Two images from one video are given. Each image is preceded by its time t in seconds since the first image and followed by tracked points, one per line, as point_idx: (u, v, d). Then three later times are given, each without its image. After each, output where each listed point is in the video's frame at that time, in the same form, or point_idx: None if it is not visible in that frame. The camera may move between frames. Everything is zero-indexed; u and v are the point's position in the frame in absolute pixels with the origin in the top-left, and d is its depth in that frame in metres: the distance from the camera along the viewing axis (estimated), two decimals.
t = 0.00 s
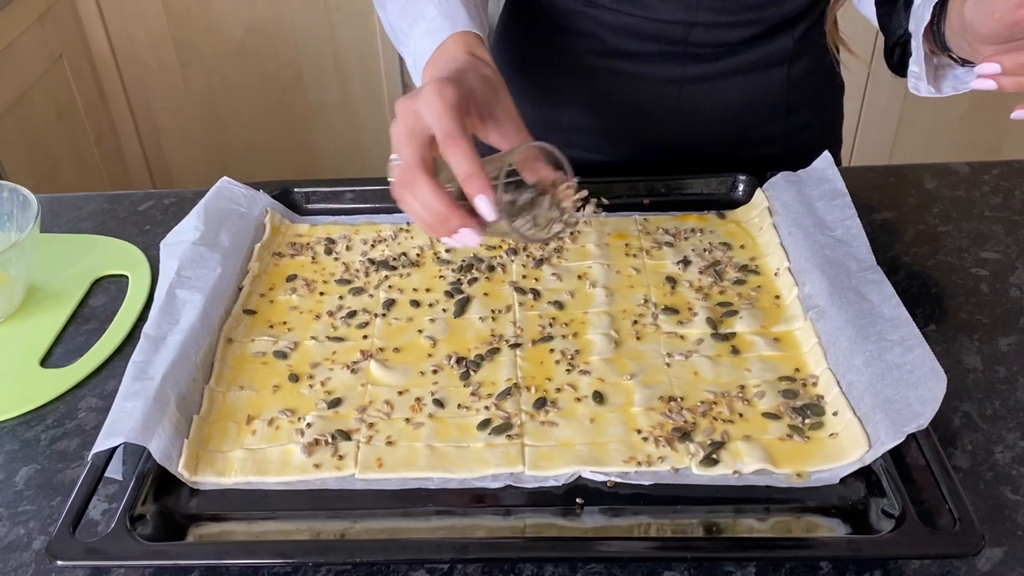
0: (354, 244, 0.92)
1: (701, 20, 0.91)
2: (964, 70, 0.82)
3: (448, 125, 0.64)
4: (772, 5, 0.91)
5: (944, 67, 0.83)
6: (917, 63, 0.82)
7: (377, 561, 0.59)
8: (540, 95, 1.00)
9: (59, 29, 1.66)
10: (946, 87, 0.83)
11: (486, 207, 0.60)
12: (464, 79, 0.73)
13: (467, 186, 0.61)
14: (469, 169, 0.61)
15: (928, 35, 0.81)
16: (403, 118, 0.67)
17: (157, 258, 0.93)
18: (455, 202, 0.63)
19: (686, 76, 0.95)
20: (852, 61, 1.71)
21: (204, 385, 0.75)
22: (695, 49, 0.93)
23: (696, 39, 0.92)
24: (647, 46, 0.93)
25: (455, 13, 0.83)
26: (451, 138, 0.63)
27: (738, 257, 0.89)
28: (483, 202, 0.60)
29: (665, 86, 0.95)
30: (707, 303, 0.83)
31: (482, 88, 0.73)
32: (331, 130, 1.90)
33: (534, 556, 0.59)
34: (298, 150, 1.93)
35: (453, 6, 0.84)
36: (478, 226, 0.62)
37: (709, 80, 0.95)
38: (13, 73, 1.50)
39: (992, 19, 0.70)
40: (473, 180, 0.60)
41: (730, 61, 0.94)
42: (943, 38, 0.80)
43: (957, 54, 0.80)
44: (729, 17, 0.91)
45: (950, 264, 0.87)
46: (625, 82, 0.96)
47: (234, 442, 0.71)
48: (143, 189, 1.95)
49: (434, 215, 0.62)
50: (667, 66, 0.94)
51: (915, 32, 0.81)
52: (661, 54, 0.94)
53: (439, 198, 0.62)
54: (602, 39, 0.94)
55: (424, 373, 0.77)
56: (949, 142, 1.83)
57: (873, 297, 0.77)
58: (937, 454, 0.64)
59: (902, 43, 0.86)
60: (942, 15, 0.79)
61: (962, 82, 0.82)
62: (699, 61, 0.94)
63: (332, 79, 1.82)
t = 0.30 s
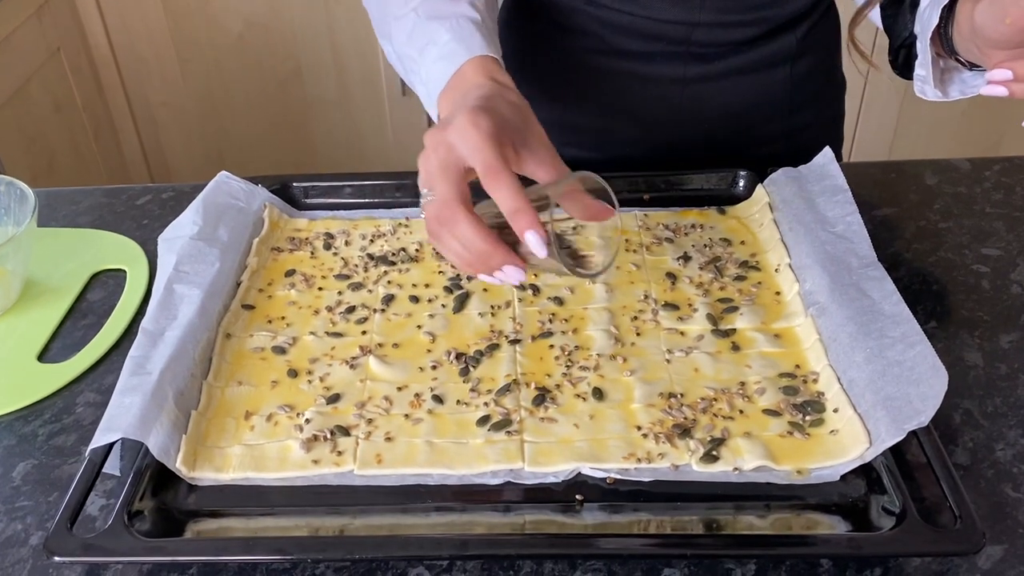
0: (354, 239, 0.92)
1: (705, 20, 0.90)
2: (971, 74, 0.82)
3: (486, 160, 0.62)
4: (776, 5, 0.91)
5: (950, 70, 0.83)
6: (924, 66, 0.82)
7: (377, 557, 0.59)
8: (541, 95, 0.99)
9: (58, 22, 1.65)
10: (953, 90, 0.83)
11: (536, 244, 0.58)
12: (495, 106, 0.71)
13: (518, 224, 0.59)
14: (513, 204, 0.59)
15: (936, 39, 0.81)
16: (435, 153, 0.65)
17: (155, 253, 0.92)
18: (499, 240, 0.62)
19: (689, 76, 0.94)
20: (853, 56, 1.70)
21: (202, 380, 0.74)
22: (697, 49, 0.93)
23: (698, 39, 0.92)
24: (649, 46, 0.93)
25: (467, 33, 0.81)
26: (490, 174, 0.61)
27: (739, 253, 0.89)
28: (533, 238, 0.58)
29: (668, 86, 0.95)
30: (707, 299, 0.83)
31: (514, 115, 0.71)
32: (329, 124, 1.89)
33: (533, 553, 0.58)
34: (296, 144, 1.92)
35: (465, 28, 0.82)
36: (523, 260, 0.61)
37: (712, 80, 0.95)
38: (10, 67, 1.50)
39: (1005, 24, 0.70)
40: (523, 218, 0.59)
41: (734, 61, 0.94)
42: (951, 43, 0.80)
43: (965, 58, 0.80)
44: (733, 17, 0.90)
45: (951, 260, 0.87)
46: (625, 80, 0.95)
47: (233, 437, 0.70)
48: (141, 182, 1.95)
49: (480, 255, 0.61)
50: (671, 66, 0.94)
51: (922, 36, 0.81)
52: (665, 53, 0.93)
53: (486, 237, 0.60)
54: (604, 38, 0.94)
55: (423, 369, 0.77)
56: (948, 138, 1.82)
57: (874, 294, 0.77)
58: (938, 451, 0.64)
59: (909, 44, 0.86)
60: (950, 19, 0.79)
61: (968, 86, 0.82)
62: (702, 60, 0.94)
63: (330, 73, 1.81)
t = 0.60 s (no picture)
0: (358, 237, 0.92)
1: (707, 24, 0.90)
2: (972, 79, 0.81)
3: (411, 181, 0.63)
4: (779, 7, 0.91)
5: (952, 75, 0.83)
6: (925, 71, 0.82)
7: (381, 554, 0.59)
8: (544, 99, 0.99)
9: (60, 18, 1.65)
10: (954, 96, 0.83)
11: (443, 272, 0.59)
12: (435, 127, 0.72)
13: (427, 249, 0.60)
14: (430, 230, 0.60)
15: (936, 44, 0.81)
16: (366, 168, 0.66)
17: (158, 251, 0.93)
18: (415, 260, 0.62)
19: (691, 81, 0.94)
20: (856, 55, 1.70)
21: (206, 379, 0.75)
22: (700, 53, 0.93)
23: (700, 44, 0.92)
24: (652, 50, 0.93)
25: (442, 54, 0.81)
26: (409, 195, 0.62)
27: (742, 253, 0.89)
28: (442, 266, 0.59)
29: (671, 90, 0.95)
30: (709, 298, 0.83)
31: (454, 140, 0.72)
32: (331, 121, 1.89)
33: (537, 552, 0.59)
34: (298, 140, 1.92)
35: (440, 47, 0.82)
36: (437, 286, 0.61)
37: (714, 84, 0.95)
38: (13, 63, 1.50)
39: (1008, 36, 0.72)
40: (432, 243, 0.60)
41: (735, 65, 0.93)
42: (953, 49, 0.80)
43: (966, 64, 0.80)
44: (733, 22, 0.90)
45: (953, 260, 0.87)
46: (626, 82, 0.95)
47: (237, 435, 0.71)
48: (144, 179, 1.95)
49: (392, 274, 0.61)
50: (673, 72, 0.94)
51: (924, 41, 0.81)
52: (667, 58, 0.93)
53: (396, 257, 0.61)
54: (606, 43, 0.94)
55: (426, 367, 0.77)
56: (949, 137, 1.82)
57: (877, 295, 0.77)
58: (942, 451, 0.64)
59: (910, 48, 0.87)
60: (952, 26, 0.79)
61: (970, 92, 0.82)
62: (704, 65, 0.94)
63: (332, 70, 1.81)
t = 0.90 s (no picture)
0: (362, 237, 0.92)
1: (704, 29, 0.91)
2: (962, 85, 0.82)
3: (271, 162, 0.63)
4: (778, 10, 0.91)
5: (944, 81, 0.82)
6: (917, 78, 0.82)
7: (385, 554, 0.59)
8: (550, 100, 0.99)
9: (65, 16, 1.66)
10: (945, 102, 0.83)
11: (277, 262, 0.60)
12: (331, 112, 0.72)
13: (265, 231, 0.60)
14: (273, 214, 0.60)
15: (927, 49, 0.81)
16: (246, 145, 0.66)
17: (163, 250, 0.93)
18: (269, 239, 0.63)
19: (689, 83, 0.94)
20: (860, 57, 1.70)
21: (210, 378, 0.75)
22: (698, 57, 0.93)
23: (699, 47, 0.92)
24: (650, 54, 0.93)
25: (382, 47, 0.82)
26: (264, 174, 0.62)
27: (745, 254, 0.89)
28: (275, 251, 0.60)
29: (669, 93, 0.95)
30: (713, 299, 0.84)
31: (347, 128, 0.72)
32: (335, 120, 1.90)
33: (540, 552, 0.59)
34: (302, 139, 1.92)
35: (381, 44, 0.82)
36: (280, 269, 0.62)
37: (715, 87, 0.95)
38: (17, 61, 1.50)
39: (989, 43, 0.71)
40: (272, 227, 0.60)
41: (735, 68, 0.94)
42: (941, 53, 0.80)
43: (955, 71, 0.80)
44: (732, 26, 0.91)
45: (956, 262, 0.87)
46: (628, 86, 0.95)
47: (242, 434, 0.71)
48: (148, 177, 1.95)
49: (243, 248, 0.62)
50: (671, 74, 0.94)
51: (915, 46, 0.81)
52: (664, 61, 0.93)
53: (244, 235, 0.61)
54: (604, 45, 0.94)
55: (430, 367, 0.77)
56: (953, 138, 1.82)
57: (880, 296, 0.77)
58: (944, 453, 0.64)
59: (905, 53, 0.86)
60: (940, 31, 0.79)
61: (960, 98, 0.82)
62: (702, 67, 0.94)
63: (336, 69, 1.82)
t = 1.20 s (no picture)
0: (363, 237, 0.92)
1: (696, 31, 0.91)
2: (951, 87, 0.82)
3: (163, 159, 0.64)
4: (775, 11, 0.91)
5: (934, 84, 0.83)
6: (906, 79, 0.82)
7: (384, 555, 0.59)
8: (549, 101, 0.99)
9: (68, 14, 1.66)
10: (933, 104, 0.84)
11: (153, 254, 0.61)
12: (246, 113, 0.70)
13: (145, 228, 0.61)
14: (155, 209, 0.61)
15: (916, 50, 0.81)
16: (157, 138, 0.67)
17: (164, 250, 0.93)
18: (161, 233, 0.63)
19: (682, 84, 0.93)
20: (864, 57, 1.69)
21: (210, 378, 0.75)
22: (692, 58, 0.92)
23: (693, 49, 0.92)
24: (642, 56, 0.93)
25: (325, 54, 0.81)
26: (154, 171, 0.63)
27: (747, 255, 0.89)
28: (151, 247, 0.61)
29: (660, 95, 0.94)
30: (714, 300, 0.84)
31: (261, 130, 0.70)
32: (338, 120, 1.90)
33: (539, 554, 0.59)
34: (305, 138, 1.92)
35: (324, 51, 0.81)
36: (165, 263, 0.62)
37: (710, 88, 0.94)
38: (21, 61, 1.50)
39: (970, 46, 0.73)
40: (151, 225, 0.61)
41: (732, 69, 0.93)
42: (930, 55, 0.80)
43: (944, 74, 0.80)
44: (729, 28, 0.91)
45: (958, 265, 0.87)
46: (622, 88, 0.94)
47: (242, 434, 0.71)
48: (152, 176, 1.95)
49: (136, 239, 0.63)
50: (664, 75, 0.93)
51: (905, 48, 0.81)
52: (658, 62, 0.93)
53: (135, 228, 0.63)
54: (597, 46, 0.94)
55: (430, 368, 0.77)
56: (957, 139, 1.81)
57: (881, 298, 0.77)
58: (944, 456, 0.64)
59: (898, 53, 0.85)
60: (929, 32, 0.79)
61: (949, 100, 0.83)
62: (697, 69, 0.93)
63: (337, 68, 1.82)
